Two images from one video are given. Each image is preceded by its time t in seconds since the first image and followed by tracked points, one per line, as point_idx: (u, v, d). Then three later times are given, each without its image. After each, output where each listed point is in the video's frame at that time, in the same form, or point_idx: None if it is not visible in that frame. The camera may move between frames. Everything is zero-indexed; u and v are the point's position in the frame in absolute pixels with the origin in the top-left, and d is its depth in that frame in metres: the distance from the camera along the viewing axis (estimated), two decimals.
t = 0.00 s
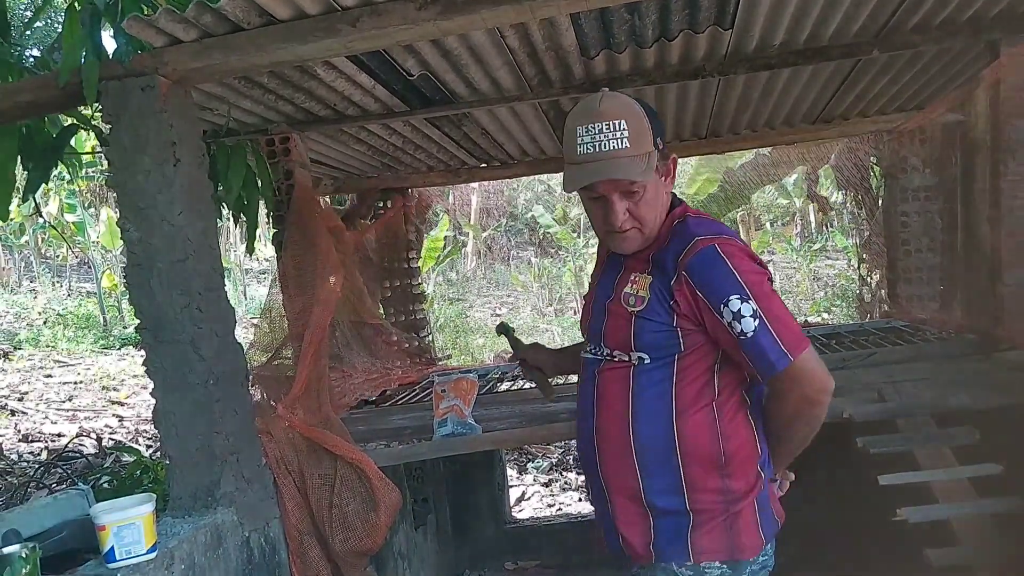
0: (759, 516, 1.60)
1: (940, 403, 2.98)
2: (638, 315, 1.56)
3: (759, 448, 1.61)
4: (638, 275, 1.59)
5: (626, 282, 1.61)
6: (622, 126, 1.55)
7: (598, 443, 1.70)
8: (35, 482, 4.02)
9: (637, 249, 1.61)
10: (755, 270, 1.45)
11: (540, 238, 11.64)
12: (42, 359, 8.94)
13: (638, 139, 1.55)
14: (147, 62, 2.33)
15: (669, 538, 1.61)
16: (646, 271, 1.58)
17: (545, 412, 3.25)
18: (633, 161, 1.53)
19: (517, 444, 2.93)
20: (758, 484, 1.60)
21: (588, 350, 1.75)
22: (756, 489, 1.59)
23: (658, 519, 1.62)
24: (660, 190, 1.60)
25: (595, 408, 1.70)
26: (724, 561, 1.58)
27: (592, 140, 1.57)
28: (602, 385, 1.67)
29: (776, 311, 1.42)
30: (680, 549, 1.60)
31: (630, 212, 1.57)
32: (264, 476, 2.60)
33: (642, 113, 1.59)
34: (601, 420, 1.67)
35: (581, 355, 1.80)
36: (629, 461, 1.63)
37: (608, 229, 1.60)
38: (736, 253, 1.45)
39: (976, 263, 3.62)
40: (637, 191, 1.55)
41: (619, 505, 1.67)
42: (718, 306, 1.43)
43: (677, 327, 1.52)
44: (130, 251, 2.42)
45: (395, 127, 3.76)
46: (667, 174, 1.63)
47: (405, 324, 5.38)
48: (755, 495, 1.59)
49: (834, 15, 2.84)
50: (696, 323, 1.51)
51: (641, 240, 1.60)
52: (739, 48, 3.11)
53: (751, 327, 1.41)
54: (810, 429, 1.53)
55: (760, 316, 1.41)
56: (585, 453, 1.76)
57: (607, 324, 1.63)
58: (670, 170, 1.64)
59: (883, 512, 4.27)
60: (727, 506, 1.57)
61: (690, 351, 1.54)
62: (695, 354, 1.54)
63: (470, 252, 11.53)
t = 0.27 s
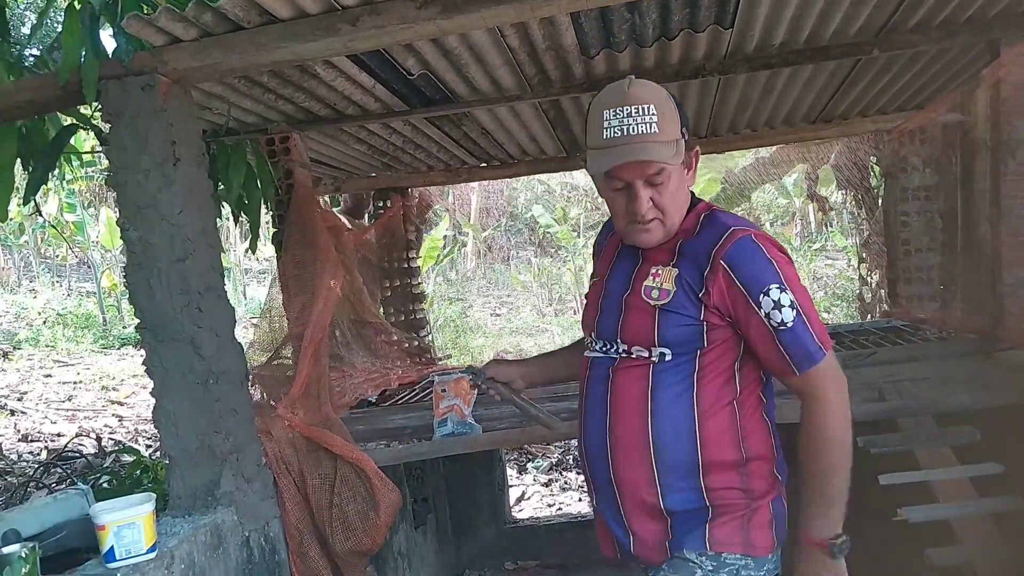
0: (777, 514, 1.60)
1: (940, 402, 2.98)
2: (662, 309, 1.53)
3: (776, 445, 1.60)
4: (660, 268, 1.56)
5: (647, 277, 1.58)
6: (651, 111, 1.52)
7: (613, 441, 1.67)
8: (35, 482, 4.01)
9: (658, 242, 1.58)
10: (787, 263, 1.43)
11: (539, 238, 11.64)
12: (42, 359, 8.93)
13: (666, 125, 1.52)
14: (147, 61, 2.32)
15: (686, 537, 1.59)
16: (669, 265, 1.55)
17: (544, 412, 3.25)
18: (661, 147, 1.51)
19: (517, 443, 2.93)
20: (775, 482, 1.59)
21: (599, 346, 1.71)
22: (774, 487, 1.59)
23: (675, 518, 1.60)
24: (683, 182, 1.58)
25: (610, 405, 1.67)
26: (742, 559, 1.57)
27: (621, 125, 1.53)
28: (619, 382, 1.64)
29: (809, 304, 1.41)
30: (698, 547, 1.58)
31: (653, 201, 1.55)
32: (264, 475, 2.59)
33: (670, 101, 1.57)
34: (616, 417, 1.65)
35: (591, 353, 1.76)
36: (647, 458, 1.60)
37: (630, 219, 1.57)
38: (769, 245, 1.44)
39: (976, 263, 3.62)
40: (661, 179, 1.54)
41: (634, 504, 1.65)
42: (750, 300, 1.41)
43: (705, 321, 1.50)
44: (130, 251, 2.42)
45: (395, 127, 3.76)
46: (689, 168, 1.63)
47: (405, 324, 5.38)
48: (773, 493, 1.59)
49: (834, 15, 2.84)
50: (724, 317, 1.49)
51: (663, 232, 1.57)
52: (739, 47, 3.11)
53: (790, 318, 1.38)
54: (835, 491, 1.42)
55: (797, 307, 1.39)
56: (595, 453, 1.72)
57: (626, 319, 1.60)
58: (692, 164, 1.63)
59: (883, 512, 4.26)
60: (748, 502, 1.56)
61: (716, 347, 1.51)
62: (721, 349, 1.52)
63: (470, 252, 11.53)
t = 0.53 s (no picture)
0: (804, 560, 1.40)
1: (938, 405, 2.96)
2: (683, 326, 1.31)
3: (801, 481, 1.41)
4: (679, 279, 1.34)
5: (661, 287, 1.36)
6: (680, 99, 1.33)
7: (626, 481, 1.40)
8: (28, 478, 3.99)
9: (674, 249, 1.37)
10: (816, 275, 1.26)
11: (538, 237, 11.63)
12: (37, 355, 8.90)
13: (695, 116, 1.34)
14: (141, 55, 2.31)
15: None
16: (688, 275, 1.33)
17: (539, 411, 3.24)
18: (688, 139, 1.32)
19: (512, 443, 2.91)
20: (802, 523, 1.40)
21: (602, 369, 1.45)
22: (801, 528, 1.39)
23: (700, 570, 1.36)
24: (706, 184, 1.38)
25: (621, 439, 1.41)
26: None
27: (645, 111, 1.33)
28: (632, 412, 1.39)
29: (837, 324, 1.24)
30: None
31: (675, 200, 1.34)
32: (256, 473, 2.58)
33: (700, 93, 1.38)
34: (630, 452, 1.39)
35: (588, 378, 1.50)
36: (669, 502, 1.35)
37: (645, 219, 1.36)
38: (800, 255, 1.26)
39: (974, 266, 3.60)
40: (684, 176, 1.34)
41: (650, 557, 1.39)
42: (784, 314, 1.22)
43: (732, 340, 1.29)
44: (123, 246, 2.40)
45: (392, 124, 3.73)
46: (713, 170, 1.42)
47: (401, 323, 5.37)
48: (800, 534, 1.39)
49: (834, 14, 2.82)
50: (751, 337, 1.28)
51: (681, 237, 1.36)
52: (738, 47, 3.09)
53: (818, 340, 1.21)
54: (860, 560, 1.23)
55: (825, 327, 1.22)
56: (599, 494, 1.46)
57: (639, 337, 1.37)
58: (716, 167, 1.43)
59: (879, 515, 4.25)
60: (776, 549, 1.35)
61: (742, 371, 1.30)
62: (748, 374, 1.31)
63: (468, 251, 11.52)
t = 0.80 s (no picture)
0: None
1: (922, 414, 2.97)
2: (721, 320, 1.19)
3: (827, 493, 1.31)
4: (711, 268, 1.22)
5: (686, 280, 1.23)
6: (695, 39, 1.23)
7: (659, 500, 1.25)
8: (4, 467, 3.94)
9: (677, 212, 1.23)
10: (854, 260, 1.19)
11: (528, 235, 11.63)
12: (19, 342, 8.80)
13: (710, 59, 1.23)
14: (127, 41, 2.27)
15: None
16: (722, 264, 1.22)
17: (523, 411, 3.22)
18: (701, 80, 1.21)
19: (494, 442, 2.90)
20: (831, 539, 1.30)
21: (616, 380, 1.28)
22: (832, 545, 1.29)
23: None
24: (717, 145, 1.27)
25: (651, 458, 1.25)
26: None
27: (653, 47, 1.22)
28: (663, 427, 1.23)
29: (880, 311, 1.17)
30: None
31: (680, 152, 1.23)
32: (236, 468, 2.55)
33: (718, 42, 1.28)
34: (661, 469, 1.24)
35: (596, 393, 1.30)
36: (716, 525, 1.21)
37: (646, 171, 1.24)
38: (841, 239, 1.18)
39: (960, 275, 3.62)
40: (692, 126, 1.24)
41: None
42: (830, 299, 1.13)
43: (773, 333, 1.18)
44: (104, 235, 2.36)
45: (382, 118, 3.71)
46: (728, 138, 1.32)
47: (388, 318, 5.34)
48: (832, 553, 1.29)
49: (828, 20, 2.82)
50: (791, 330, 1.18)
51: (685, 199, 1.23)
52: (731, 50, 3.08)
53: (869, 326, 1.13)
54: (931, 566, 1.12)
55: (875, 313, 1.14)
56: (621, 520, 1.29)
57: (665, 337, 1.23)
58: (733, 136, 1.32)
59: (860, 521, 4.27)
60: (818, 568, 1.24)
61: (779, 369, 1.20)
62: (784, 372, 1.21)
63: (457, 248, 11.49)
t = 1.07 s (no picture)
0: None
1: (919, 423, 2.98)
2: (760, 321, 1.10)
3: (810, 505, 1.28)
4: (740, 265, 1.13)
5: (715, 277, 1.13)
6: (729, 16, 1.13)
7: (693, 519, 1.11)
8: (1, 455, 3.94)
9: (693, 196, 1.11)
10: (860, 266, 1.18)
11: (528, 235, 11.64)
12: (16, 331, 8.78)
13: (744, 37, 1.12)
14: (133, 32, 2.27)
15: None
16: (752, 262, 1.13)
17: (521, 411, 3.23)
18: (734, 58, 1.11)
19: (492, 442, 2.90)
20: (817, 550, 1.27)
21: (639, 387, 1.13)
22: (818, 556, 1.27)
23: None
24: (744, 132, 1.15)
25: (684, 473, 1.11)
26: None
27: (684, 18, 1.12)
28: (701, 435, 1.10)
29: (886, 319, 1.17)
30: None
31: (702, 131, 1.11)
32: (233, 461, 2.55)
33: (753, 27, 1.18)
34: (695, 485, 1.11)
35: (615, 401, 1.14)
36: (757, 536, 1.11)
37: (662, 148, 1.11)
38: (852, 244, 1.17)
39: (960, 285, 3.62)
40: (718, 105, 1.12)
41: None
42: (862, 304, 1.10)
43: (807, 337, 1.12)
44: (107, 226, 2.36)
45: (386, 115, 3.71)
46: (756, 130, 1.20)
47: (387, 315, 5.35)
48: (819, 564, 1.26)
49: (834, 27, 2.82)
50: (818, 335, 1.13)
51: (703, 183, 1.11)
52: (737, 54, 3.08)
53: (894, 333, 1.11)
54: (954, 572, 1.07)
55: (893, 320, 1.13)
56: (645, 545, 1.14)
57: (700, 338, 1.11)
58: (760, 128, 1.20)
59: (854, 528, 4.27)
60: None
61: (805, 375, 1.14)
62: (807, 379, 1.14)
63: (457, 247, 11.49)
